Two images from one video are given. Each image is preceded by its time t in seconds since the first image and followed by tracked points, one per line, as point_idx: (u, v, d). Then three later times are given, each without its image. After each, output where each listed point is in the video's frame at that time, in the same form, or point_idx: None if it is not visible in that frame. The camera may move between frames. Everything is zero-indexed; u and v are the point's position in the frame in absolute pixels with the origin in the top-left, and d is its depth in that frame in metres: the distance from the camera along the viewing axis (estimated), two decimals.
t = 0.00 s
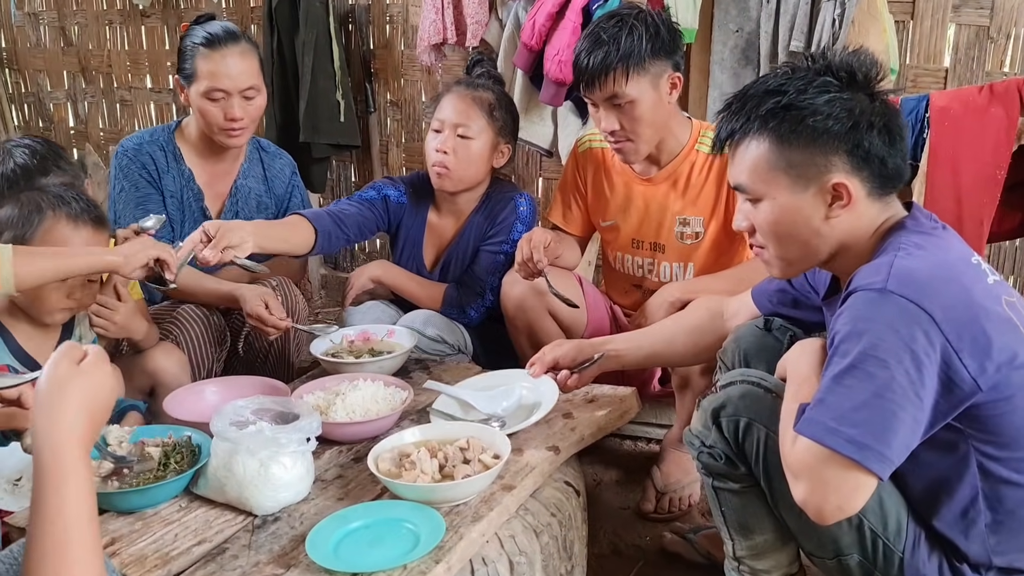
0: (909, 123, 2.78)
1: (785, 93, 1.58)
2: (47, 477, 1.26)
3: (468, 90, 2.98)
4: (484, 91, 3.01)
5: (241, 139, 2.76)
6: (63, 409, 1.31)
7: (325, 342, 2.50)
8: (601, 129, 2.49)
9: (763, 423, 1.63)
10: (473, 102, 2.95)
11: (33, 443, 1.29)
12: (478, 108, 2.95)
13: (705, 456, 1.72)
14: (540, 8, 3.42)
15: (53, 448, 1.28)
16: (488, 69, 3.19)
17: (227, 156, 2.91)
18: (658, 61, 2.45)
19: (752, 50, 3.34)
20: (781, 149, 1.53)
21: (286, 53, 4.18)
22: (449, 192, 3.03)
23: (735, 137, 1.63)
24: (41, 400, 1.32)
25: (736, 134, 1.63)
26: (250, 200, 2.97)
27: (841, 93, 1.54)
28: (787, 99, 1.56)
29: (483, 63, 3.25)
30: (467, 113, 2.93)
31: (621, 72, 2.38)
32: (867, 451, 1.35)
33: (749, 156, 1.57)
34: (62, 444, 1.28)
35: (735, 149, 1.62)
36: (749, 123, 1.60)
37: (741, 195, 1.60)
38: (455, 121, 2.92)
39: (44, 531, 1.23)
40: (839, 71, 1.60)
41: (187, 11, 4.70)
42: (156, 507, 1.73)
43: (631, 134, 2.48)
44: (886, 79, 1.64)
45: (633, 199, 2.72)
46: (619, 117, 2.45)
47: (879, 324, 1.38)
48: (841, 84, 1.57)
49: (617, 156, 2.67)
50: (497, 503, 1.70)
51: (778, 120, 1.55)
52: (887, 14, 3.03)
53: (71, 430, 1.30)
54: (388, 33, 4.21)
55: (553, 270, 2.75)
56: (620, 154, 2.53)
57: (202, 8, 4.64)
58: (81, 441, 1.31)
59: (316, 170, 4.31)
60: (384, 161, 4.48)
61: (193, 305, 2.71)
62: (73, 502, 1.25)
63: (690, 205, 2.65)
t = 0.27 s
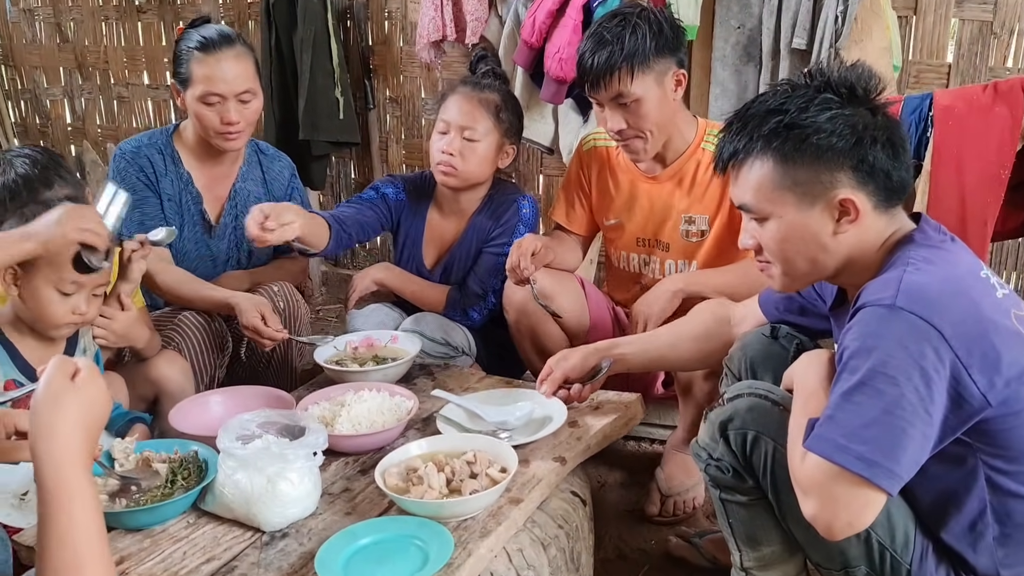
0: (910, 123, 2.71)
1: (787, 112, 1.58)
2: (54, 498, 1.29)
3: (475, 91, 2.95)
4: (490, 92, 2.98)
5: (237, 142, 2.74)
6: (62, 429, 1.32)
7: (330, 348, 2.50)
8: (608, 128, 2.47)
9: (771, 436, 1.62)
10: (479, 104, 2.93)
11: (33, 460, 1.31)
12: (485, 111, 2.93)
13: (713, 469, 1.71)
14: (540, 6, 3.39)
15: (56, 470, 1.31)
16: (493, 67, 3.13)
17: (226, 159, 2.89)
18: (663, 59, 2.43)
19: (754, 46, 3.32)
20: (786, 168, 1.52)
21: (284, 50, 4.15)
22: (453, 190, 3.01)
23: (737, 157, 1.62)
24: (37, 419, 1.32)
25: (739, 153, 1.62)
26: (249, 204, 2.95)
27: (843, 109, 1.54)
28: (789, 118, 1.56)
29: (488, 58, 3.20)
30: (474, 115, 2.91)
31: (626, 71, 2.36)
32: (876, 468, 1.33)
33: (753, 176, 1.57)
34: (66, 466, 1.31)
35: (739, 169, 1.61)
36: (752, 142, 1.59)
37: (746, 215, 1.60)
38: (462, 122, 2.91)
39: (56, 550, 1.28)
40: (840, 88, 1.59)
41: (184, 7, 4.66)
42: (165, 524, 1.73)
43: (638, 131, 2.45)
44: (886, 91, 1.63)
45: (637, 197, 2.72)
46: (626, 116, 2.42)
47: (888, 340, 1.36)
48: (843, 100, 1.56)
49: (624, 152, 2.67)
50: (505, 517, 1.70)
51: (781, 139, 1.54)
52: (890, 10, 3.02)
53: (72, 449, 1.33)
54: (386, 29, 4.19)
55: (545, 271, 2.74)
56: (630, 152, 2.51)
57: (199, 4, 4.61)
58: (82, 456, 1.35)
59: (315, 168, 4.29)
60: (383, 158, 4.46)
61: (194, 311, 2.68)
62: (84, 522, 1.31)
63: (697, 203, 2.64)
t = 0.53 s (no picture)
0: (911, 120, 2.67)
1: (798, 119, 1.58)
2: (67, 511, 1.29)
3: (471, 84, 2.93)
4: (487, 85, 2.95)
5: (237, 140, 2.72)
6: (68, 439, 1.32)
7: (334, 349, 2.51)
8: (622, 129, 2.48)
9: (778, 442, 1.64)
10: (476, 98, 2.92)
11: (43, 475, 1.31)
12: (482, 105, 2.92)
13: (720, 474, 1.73)
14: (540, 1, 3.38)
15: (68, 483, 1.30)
16: (497, 58, 3.13)
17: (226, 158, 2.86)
18: (673, 59, 2.43)
19: (755, 41, 3.31)
20: (799, 175, 1.53)
21: (283, 45, 4.12)
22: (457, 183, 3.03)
23: (748, 164, 1.63)
24: (42, 431, 1.32)
25: (749, 160, 1.62)
26: (249, 202, 2.93)
27: (854, 116, 1.54)
28: (801, 125, 1.56)
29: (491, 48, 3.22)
30: (471, 110, 2.89)
31: (639, 75, 2.36)
32: (887, 478, 1.36)
33: (764, 183, 1.57)
34: (75, 475, 1.31)
35: (749, 176, 1.62)
36: (763, 150, 1.60)
37: (756, 221, 1.61)
38: (460, 117, 2.89)
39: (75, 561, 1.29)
40: (850, 94, 1.59)
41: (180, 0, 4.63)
42: (175, 532, 1.74)
43: (652, 129, 2.47)
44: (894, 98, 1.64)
45: (643, 187, 2.73)
46: (639, 117, 2.44)
47: (898, 351, 1.38)
48: (854, 107, 1.57)
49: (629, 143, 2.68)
50: (513, 522, 1.71)
51: (793, 147, 1.55)
52: (891, 6, 3.02)
53: (79, 459, 1.32)
54: (385, 23, 4.16)
55: (530, 260, 2.78)
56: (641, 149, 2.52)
57: None
58: (92, 465, 1.34)
59: (314, 163, 4.28)
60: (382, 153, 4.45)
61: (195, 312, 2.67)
62: (98, 531, 1.31)
63: (699, 191, 2.63)
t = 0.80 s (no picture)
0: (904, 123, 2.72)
1: (797, 133, 1.59)
2: (69, 529, 1.28)
3: (459, 85, 2.92)
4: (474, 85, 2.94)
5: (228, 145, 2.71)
6: (70, 456, 1.31)
7: (330, 355, 2.49)
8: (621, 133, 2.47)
9: (776, 452, 1.66)
10: (464, 101, 2.90)
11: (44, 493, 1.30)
12: (467, 109, 2.90)
13: (718, 484, 1.75)
14: (533, 3, 3.37)
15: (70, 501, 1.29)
16: (481, 55, 3.12)
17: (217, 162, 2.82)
18: (674, 65, 2.44)
19: (748, 44, 3.32)
20: (798, 190, 1.54)
21: (273, 44, 4.10)
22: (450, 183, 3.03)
23: (746, 178, 1.63)
24: (42, 450, 1.31)
25: (748, 174, 1.63)
26: (241, 206, 2.89)
27: (853, 130, 1.56)
28: (800, 139, 1.57)
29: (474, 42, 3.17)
30: (459, 114, 2.88)
31: (641, 79, 2.37)
32: (884, 492, 1.38)
33: (763, 198, 1.58)
34: (78, 493, 1.30)
35: (747, 190, 1.62)
36: (761, 164, 1.60)
37: (755, 235, 1.62)
38: (449, 121, 2.89)
39: None
40: (849, 108, 1.61)
41: None
42: (174, 543, 1.73)
43: (648, 136, 2.47)
44: (889, 111, 1.66)
45: (637, 192, 2.74)
46: (638, 120, 2.43)
47: (897, 367, 1.40)
48: (852, 121, 1.58)
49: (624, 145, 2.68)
50: (513, 532, 1.72)
51: (793, 161, 1.55)
52: (883, 11, 3.06)
53: (82, 476, 1.31)
54: (376, 22, 4.15)
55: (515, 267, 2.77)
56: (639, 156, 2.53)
57: None
58: (94, 483, 1.33)
59: (306, 163, 4.26)
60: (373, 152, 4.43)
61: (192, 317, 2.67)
62: (103, 547, 1.30)
63: (694, 197, 2.64)
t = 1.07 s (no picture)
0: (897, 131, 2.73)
1: (798, 151, 1.62)
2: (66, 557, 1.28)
3: (448, 95, 2.91)
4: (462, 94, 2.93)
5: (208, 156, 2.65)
6: (67, 482, 1.30)
7: (326, 365, 2.49)
8: (610, 139, 2.47)
9: (776, 468, 1.67)
10: (453, 111, 2.90)
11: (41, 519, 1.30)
12: (457, 118, 2.90)
13: (718, 498, 1.76)
14: (527, 8, 3.36)
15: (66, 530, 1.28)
16: (467, 60, 3.11)
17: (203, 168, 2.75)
18: (668, 71, 2.44)
19: (741, 50, 3.32)
20: (801, 209, 1.56)
21: (265, 48, 4.08)
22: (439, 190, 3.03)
23: (748, 195, 1.66)
24: (39, 476, 1.30)
25: (750, 193, 1.65)
26: (232, 214, 2.84)
27: (854, 148, 1.58)
28: (802, 158, 1.60)
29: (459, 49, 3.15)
30: (448, 123, 2.88)
31: (634, 84, 2.37)
32: (889, 511, 1.40)
33: (765, 216, 1.61)
34: (75, 519, 1.29)
35: (750, 207, 1.65)
36: (764, 182, 1.63)
37: (758, 252, 1.64)
38: (437, 130, 2.88)
39: None
40: (850, 126, 1.63)
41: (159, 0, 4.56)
42: (172, 560, 1.72)
43: (639, 145, 2.47)
44: (889, 125, 1.68)
45: (630, 208, 2.72)
46: (630, 127, 2.43)
47: (903, 386, 1.41)
48: (853, 138, 1.60)
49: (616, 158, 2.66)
50: (513, 547, 1.72)
51: (795, 180, 1.58)
52: (876, 18, 3.07)
53: (78, 502, 1.30)
54: (369, 26, 4.14)
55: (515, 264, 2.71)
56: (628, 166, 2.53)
57: None
58: (92, 508, 1.32)
59: (298, 167, 4.24)
60: (366, 156, 4.42)
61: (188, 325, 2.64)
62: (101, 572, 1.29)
63: (690, 212, 2.64)
